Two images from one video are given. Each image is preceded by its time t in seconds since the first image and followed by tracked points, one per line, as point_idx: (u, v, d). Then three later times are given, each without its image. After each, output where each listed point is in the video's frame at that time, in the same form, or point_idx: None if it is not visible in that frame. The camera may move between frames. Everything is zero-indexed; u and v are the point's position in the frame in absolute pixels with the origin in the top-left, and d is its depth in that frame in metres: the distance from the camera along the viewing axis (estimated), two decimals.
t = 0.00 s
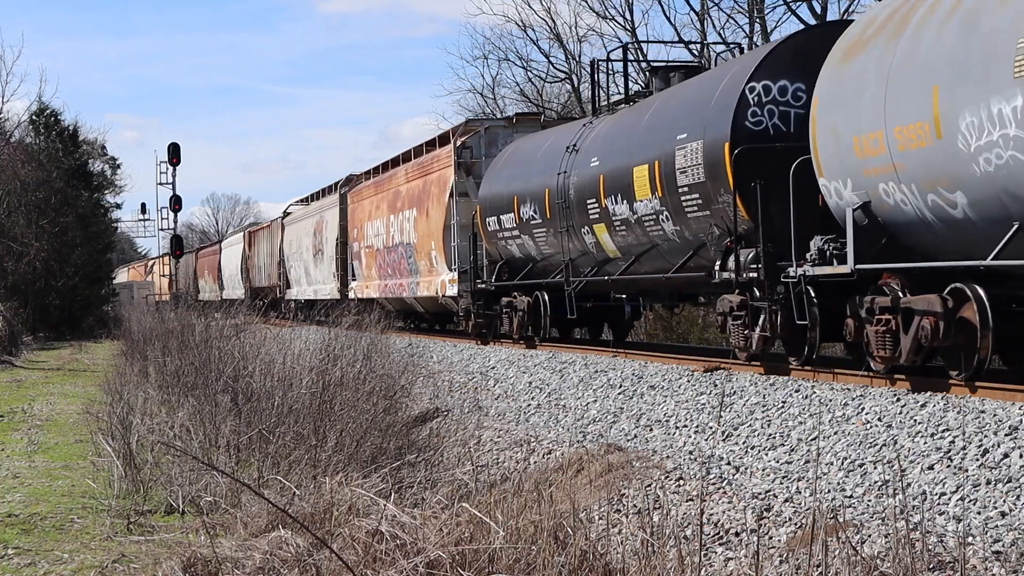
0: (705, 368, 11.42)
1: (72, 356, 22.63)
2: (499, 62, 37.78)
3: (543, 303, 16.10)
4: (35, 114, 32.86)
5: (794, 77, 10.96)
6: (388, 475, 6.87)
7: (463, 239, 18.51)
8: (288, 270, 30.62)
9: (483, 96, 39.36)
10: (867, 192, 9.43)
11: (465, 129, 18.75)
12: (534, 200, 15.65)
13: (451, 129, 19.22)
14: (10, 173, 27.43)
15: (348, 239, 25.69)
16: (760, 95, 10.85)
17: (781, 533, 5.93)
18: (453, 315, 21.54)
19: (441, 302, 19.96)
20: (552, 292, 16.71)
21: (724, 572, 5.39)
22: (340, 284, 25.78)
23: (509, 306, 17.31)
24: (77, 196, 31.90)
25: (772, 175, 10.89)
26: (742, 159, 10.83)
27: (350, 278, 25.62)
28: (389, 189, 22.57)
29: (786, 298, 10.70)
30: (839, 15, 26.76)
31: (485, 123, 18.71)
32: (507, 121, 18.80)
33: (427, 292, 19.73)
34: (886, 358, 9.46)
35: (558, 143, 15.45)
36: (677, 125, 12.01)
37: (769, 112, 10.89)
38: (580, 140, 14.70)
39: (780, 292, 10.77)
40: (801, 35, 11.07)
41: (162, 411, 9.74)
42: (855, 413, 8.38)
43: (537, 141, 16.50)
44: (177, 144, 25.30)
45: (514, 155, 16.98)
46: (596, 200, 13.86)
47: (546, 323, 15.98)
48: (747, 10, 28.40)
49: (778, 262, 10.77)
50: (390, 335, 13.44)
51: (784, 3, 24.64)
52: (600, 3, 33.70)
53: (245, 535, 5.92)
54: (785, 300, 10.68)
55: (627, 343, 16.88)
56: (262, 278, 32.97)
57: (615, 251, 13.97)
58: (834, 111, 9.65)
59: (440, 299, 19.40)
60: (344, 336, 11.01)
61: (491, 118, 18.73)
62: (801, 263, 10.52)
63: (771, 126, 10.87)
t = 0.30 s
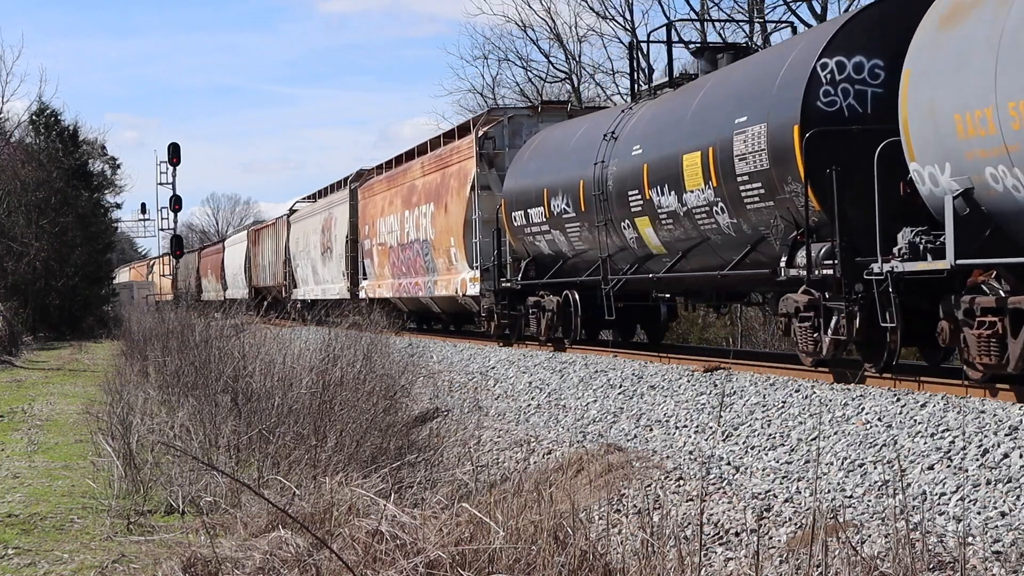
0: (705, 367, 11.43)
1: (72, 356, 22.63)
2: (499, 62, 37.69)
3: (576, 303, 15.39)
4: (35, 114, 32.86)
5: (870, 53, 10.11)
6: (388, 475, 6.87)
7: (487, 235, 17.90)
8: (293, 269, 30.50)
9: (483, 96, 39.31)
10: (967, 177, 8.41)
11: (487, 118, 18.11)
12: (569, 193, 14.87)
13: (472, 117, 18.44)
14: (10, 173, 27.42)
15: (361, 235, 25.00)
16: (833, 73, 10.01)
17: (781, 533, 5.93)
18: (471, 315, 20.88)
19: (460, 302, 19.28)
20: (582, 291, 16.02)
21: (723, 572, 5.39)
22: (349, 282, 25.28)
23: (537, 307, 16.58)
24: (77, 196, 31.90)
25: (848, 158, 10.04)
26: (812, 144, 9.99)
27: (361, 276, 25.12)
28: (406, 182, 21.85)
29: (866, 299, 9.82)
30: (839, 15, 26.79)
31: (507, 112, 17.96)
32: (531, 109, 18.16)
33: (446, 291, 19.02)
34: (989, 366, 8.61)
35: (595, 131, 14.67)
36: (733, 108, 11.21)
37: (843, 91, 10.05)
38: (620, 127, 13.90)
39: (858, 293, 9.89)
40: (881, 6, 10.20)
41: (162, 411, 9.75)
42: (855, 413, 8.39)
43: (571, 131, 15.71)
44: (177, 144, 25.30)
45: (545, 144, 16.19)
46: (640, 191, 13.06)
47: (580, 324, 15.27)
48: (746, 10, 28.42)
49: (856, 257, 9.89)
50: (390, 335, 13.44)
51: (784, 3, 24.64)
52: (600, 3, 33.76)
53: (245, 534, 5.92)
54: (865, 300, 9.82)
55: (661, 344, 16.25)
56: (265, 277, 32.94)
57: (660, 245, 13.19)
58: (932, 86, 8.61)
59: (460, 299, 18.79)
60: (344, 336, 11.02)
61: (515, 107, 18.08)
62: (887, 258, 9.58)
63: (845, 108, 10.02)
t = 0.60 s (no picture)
0: (706, 368, 11.42)
1: (72, 355, 22.63)
2: (499, 62, 37.58)
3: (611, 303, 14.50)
4: (35, 114, 32.86)
5: (966, 24, 9.26)
6: (388, 475, 6.88)
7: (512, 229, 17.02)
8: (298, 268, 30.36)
9: (483, 96, 39.26)
10: None
11: (513, 107, 17.18)
12: (608, 184, 13.95)
13: (497, 106, 17.57)
14: (10, 172, 27.42)
15: (376, 232, 24.19)
16: (924, 45, 9.15)
17: (781, 533, 5.93)
18: (493, 314, 20.08)
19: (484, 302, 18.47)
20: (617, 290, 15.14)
21: (723, 572, 5.39)
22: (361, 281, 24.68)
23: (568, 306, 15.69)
24: (77, 196, 31.90)
25: (940, 139, 9.16)
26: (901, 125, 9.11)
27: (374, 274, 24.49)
28: (426, 175, 21.01)
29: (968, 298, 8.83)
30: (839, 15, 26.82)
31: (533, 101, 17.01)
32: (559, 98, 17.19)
33: (470, 291, 18.21)
34: None
35: (637, 118, 13.79)
36: (802, 88, 10.33)
37: (936, 66, 9.20)
38: (666, 112, 13.01)
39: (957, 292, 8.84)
40: None
41: (162, 411, 9.74)
42: (855, 413, 8.39)
43: (607, 118, 14.78)
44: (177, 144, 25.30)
45: (578, 133, 15.29)
46: (691, 180, 12.13)
47: (615, 325, 14.38)
48: (746, 10, 28.41)
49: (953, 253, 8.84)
50: (390, 335, 13.44)
51: (784, 3, 24.66)
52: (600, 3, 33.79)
53: (245, 535, 5.92)
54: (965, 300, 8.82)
55: (702, 347, 15.38)
56: (269, 277, 32.86)
57: (713, 240, 12.27)
58: None
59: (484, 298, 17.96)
60: (344, 336, 11.01)
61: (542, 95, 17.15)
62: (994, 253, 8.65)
63: (938, 83, 9.18)
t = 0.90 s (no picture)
0: (706, 368, 11.42)
1: (72, 355, 22.63)
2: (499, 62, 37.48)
3: (653, 305, 13.49)
4: (35, 114, 32.88)
5: None
6: (388, 475, 6.87)
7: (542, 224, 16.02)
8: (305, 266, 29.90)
9: (483, 96, 39.18)
10: None
11: (542, 93, 16.09)
12: (653, 173, 12.92)
13: (524, 92, 16.52)
14: (10, 173, 27.44)
15: (390, 228, 23.21)
16: None
17: (781, 533, 5.93)
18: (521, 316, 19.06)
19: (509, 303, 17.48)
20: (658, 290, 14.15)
21: (724, 572, 5.39)
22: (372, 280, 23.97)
23: (604, 306, 14.61)
24: (77, 196, 31.90)
25: None
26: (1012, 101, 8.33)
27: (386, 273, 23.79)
28: (444, 168, 19.99)
29: None
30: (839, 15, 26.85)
31: (565, 86, 15.90)
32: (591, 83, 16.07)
33: (494, 291, 17.24)
34: None
35: (682, 103, 12.84)
36: (887, 63, 9.44)
37: None
38: (718, 96, 12.08)
39: None
40: None
41: (162, 411, 9.74)
42: (855, 413, 8.38)
43: (643, 105, 13.83)
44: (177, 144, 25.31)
45: (611, 121, 14.32)
46: (752, 168, 11.16)
47: (657, 328, 13.35)
48: (746, 11, 28.43)
49: None
50: (390, 335, 13.43)
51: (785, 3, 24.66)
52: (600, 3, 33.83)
53: (245, 534, 5.92)
54: None
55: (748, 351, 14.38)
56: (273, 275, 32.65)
57: (777, 233, 11.32)
58: None
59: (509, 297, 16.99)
60: (344, 336, 11.01)
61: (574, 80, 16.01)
62: None
63: None
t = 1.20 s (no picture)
0: (706, 368, 11.42)
1: (72, 355, 22.63)
2: (499, 62, 37.40)
3: (700, 305, 12.11)
4: (35, 114, 32.88)
5: None
6: (388, 475, 6.87)
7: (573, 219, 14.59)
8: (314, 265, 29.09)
9: (483, 96, 39.16)
10: None
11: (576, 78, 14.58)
12: (706, 162, 11.27)
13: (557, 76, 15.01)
14: (10, 173, 27.43)
15: (405, 223, 21.95)
16: None
17: (781, 533, 5.93)
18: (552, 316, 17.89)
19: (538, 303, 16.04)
20: (706, 289, 12.72)
21: (724, 572, 5.39)
22: (384, 278, 22.82)
23: (645, 307, 13.17)
24: (77, 196, 31.90)
25: None
26: None
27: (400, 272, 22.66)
28: (465, 159, 18.60)
29: None
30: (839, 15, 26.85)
31: (599, 69, 14.35)
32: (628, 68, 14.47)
33: (521, 290, 15.86)
34: None
35: (735, 83, 11.32)
36: (994, 25, 7.95)
37: None
38: (781, 72, 10.52)
39: None
40: None
41: (162, 411, 9.74)
42: (855, 413, 8.38)
43: (688, 88, 12.28)
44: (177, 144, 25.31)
45: (651, 107, 12.78)
46: (828, 153, 9.54)
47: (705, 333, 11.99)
48: (746, 10, 28.39)
49: None
50: (390, 335, 13.42)
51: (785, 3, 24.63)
52: (600, 3, 33.80)
53: (245, 534, 5.92)
54: None
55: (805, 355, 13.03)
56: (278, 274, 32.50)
57: (852, 226, 9.72)
58: None
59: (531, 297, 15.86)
60: (344, 336, 11.00)
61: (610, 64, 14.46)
62: None
63: None
